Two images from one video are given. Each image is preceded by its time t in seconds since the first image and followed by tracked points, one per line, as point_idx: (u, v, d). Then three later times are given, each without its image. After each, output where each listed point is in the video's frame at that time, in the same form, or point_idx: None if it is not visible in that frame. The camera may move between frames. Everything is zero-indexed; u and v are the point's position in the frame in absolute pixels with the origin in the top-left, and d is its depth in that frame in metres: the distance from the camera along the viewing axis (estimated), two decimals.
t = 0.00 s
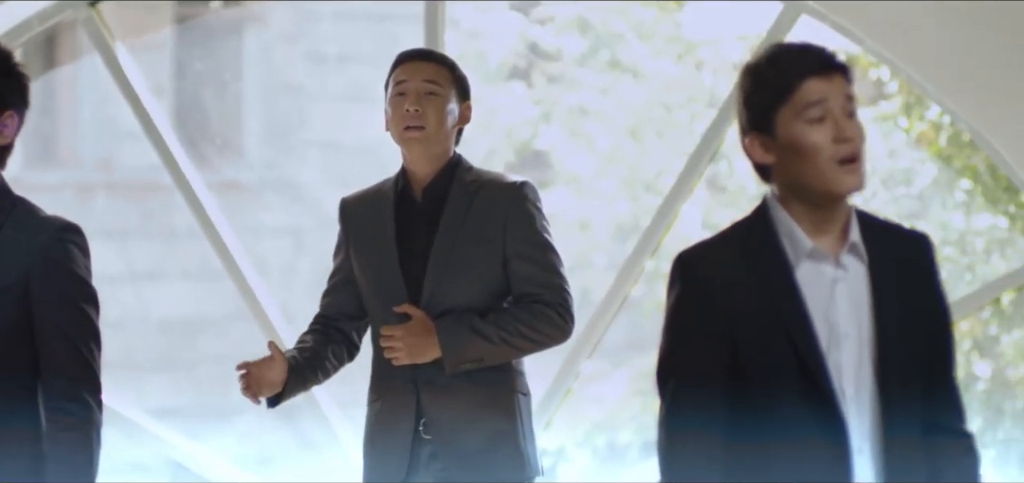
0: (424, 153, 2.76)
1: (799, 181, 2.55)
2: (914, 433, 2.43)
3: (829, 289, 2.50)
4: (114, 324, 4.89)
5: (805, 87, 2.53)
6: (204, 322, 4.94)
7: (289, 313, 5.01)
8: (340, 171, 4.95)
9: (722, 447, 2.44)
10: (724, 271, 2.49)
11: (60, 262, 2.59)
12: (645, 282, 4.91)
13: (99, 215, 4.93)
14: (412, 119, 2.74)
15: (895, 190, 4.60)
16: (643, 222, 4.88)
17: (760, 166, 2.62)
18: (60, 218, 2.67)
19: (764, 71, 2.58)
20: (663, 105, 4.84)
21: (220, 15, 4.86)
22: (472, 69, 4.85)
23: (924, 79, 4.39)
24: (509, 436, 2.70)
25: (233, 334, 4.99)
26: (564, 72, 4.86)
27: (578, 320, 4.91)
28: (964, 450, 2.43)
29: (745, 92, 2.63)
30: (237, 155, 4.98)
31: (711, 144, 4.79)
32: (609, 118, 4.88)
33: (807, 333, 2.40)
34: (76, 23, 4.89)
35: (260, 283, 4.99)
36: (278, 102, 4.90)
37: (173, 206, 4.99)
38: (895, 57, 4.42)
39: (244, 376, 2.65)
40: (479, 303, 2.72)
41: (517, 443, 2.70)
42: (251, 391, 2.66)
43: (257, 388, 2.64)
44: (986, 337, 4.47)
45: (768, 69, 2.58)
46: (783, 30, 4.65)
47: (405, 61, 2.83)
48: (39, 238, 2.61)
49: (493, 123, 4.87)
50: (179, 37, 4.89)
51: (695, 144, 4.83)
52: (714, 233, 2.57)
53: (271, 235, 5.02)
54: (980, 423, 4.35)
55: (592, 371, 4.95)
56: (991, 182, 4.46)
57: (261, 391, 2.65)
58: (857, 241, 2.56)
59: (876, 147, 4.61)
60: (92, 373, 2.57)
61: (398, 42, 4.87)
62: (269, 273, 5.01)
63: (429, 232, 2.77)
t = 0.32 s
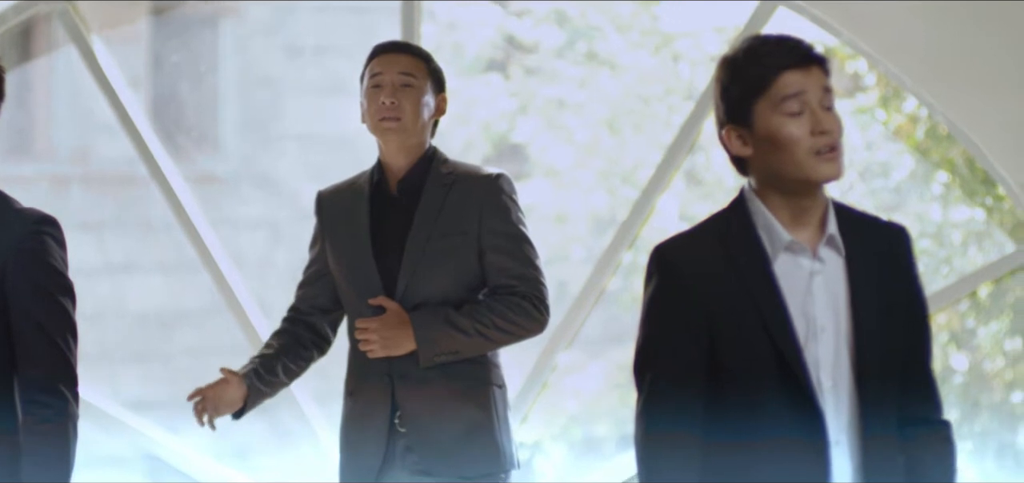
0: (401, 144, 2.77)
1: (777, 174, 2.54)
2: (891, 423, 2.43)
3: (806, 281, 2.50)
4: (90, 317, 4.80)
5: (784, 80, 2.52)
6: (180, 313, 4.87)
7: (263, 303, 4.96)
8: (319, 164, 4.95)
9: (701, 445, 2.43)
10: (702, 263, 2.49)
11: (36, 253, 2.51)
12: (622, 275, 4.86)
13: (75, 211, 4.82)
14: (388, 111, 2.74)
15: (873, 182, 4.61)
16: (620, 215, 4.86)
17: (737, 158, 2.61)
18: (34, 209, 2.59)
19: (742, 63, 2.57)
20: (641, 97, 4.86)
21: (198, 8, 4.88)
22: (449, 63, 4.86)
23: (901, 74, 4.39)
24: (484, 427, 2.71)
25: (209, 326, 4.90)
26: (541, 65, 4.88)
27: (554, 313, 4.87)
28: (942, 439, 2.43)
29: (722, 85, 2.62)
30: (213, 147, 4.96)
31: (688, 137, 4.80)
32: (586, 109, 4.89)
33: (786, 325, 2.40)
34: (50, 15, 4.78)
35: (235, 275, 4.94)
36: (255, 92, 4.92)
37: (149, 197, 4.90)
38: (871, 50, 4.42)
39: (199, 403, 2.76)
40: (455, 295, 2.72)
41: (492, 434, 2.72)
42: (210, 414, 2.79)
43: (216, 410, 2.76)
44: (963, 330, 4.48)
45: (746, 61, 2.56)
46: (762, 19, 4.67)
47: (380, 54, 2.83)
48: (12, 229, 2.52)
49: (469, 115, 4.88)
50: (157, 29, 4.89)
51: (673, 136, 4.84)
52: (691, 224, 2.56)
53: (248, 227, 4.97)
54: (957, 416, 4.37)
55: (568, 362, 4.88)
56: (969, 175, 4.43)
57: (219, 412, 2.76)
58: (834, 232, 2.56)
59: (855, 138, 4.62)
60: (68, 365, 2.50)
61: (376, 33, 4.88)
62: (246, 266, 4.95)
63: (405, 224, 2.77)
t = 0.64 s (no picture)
0: (372, 132, 2.80)
1: (750, 162, 2.53)
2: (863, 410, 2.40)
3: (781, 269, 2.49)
4: (65, 304, 4.95)
5: (758, 67, 2.50)
6: (154, 300, 5.01)
7: (236, 290, 5.08)
8: (295, 154, 5.05)
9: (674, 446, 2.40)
10: (676, 250, 2.47)
11: (10, 242, 2.54)
12: (597, 263, 4.93)
13: (49, 196, 4.94)
14: (359, 99, 2.77)
15: (848, 169, 4.70)
16: (593, 204, 4.93)
17: (710, 146, 2.60)
18: (8, 199, 2.63)
19: (716, 50, 2.55)
20: (618, 85, 4.91)
21: None
22: (423, 51, 4.97)
23: (881, 64, 4.45)
24: (457, 416, 2.71)
25: (184, 314, 5.03)
26: (517, 52, 4.95)
27: (530, 301, 4.94)
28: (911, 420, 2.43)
29: (697, 72, 2.60)
30: (187, 135, 5.06)
31: (662, 125, 4.83)
32: (560, 97, 4.95)
33: (758, 313, 2.39)
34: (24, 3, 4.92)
35: (208, 261, 5.06)
36: (227, 81, 5.01)
37: (122, 185, 5.02)
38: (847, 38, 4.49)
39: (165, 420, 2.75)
40: (429, 283, 2.72)
41: (466, 423, 2.72)
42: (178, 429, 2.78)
43: (184, 423, 2.76)
44: (938, 318, 4.60)
45: (721, 48, 2.55)
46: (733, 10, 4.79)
47: (351, 42, 2.86)
48: None
49: (442, 104, 4.97)
50: (131, 18, 5.00)
51: (648, 125, 4.87)
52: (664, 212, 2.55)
53: (224, 214, 5.09)
54: (933, 404, 4.49)
55: (544, 350, 4.94)
56: (943, 162, 4.55)
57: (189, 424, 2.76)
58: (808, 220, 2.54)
59: (830, 126, 4.70)
60: (40, 355, 2.45)
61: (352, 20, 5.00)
62: (220, 252, 5.08)
63: (379, 212, 2.77)
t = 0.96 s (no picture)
0: (345, 125, 2.87)
1: (722, 155, 2.53)
2: (834, 403, 2.40)
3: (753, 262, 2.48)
4: (35, 299, 4.71)
5: (728, 61, 2.51)
6: (128, 294, 4.83)
7: (211, 286, 4.92)
8: (268, 146, 4.85)
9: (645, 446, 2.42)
10: (647, 245, 2.46)
11: None
12: (571, 256, 4.73)
13: (22, 193, 4.73)
14: (330, 93, 2.86)
15: (823, 163, 4.44)
16: (567, 197, 4.72)
17: (682, 139, 2.60)
18: None
19: (686, 43, 2.55)
20: (591, 79, 4.72)
21: None
22: (395, 43, 4.85)
23: (854, 56, 4.11)
24: (431, 409, 2.74)
25: (157, 311, 4.86)
26: (490, 46, 4.76)
27: (503, 294, 4.73)
28: (884, 411, 2.42)
29: (667, 66, 2.60)
30: (161, 128, 4.86)
31: (635, 120, 4.68)
32: (535, 90, 4.74)
33: (730, 305, 2.38)
34: None
35: (184, 257, 4.88)
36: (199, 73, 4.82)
37: (95, 178, 4.88)
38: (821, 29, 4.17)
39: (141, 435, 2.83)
40: (402, 275, 2.75)
41: (440, 416, 2.74)
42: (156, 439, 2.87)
43: (161, 434, 2.84)
44: (912, 311, 4.36)
45: (691, 41, 2.55)
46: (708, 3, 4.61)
47: (321, 37, 2.94)
48: None
49: (415, 98, 4.84)
50: (103, 8, 4.82)
51: (621, 117, 4.70)
52: (635, 206, 2.54)
53: (195, 207, 4.89)
54: (907, 398, 4.27)
55: (517, 345, 4.73)
56: (917, 155, 4.30)
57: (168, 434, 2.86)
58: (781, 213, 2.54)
59: (806, 119, 4.45)
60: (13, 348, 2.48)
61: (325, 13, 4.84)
62: (191, 245, 4.89)
63: (350, 205, 2.82)
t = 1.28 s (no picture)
0: (318, 125, 3.09)
1: (698, 155, 2.53)
2: (809, 402, 2.40)
3: (728, 260, 2.48)
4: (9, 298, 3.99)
5: (703, 60, 2.50)
6: (103, 292, 4.04)
7: (187, 285, 4.11)
8: (244, 143, 4.15)
9: (622, 446, 2.42)
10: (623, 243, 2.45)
11: None
12: (547, 257, 4.18)
13: None
14: (302, 96, 3.12)
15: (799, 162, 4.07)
16: (544, 196, 4.20)
17: (657, 139, 2.60)
18: None
19: (661, 43, 2.54)
20: (567, 77, 4.23)
21: None
22: (370, 42, 4.25)
23: (834, 55, 4.02)
24: (408, 408, 2.82)
25: (132, 311, 4.04)
26: (467, 44, 4.22)
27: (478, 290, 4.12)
28: (859, 409, 2.39)
29: (642, 65, 2.59)
30: (138, 125, 4.14)
31: (613, 117, 4.21)
32: (511, 87, 4.23)
33: (706, 303, 2.37)
34: None
35: (161, 258, 4.12)
36: (176, 69, 4.14)
37: (71, 180, 4.11)
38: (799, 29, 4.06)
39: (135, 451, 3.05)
40: (378, 274, 2.86)
41: (416, 414, 2.83)
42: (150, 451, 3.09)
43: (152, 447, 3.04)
44: (888, 309, 3.99)
45: (666, 41, 2.54)
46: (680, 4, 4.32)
47: (297, 38, 3.16)
48: None
49: (392, 97, 4.22)
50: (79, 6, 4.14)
51: (599, 116, 4.22)
52: (611, 205, 2.53)
53: (171, 205, 4.15)
54: (880, 396, 3.91)
55: (494, 343, 4.10)
56: (893, 153, 4.05)
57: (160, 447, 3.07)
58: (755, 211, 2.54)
59: (779, 119, 4.10)
60: None
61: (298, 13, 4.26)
62: (167, 245, 4.14)
63: (327, 205, 2.94)
